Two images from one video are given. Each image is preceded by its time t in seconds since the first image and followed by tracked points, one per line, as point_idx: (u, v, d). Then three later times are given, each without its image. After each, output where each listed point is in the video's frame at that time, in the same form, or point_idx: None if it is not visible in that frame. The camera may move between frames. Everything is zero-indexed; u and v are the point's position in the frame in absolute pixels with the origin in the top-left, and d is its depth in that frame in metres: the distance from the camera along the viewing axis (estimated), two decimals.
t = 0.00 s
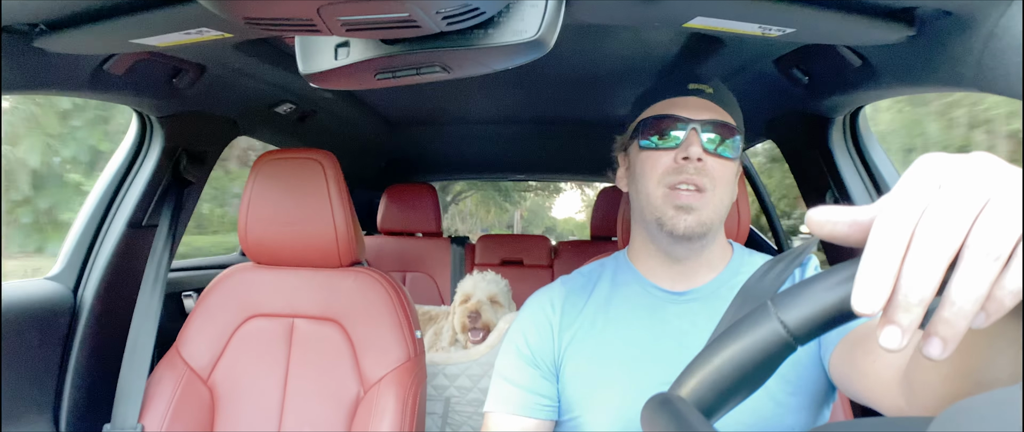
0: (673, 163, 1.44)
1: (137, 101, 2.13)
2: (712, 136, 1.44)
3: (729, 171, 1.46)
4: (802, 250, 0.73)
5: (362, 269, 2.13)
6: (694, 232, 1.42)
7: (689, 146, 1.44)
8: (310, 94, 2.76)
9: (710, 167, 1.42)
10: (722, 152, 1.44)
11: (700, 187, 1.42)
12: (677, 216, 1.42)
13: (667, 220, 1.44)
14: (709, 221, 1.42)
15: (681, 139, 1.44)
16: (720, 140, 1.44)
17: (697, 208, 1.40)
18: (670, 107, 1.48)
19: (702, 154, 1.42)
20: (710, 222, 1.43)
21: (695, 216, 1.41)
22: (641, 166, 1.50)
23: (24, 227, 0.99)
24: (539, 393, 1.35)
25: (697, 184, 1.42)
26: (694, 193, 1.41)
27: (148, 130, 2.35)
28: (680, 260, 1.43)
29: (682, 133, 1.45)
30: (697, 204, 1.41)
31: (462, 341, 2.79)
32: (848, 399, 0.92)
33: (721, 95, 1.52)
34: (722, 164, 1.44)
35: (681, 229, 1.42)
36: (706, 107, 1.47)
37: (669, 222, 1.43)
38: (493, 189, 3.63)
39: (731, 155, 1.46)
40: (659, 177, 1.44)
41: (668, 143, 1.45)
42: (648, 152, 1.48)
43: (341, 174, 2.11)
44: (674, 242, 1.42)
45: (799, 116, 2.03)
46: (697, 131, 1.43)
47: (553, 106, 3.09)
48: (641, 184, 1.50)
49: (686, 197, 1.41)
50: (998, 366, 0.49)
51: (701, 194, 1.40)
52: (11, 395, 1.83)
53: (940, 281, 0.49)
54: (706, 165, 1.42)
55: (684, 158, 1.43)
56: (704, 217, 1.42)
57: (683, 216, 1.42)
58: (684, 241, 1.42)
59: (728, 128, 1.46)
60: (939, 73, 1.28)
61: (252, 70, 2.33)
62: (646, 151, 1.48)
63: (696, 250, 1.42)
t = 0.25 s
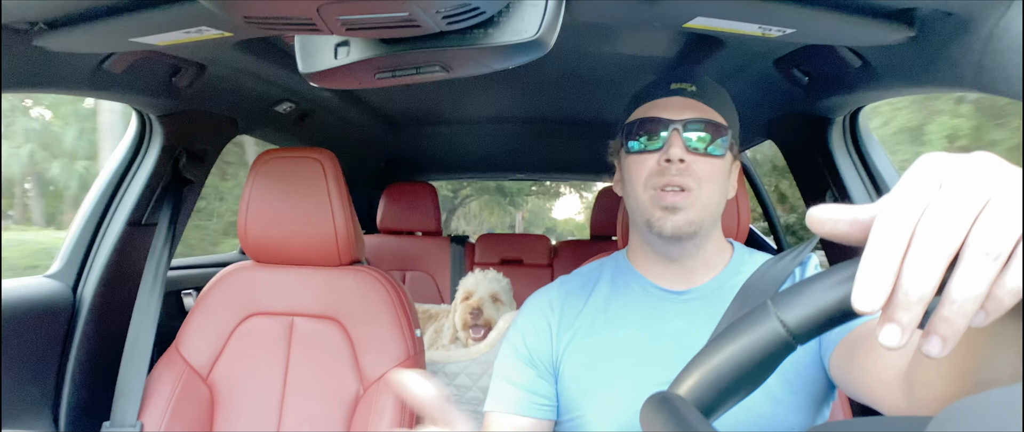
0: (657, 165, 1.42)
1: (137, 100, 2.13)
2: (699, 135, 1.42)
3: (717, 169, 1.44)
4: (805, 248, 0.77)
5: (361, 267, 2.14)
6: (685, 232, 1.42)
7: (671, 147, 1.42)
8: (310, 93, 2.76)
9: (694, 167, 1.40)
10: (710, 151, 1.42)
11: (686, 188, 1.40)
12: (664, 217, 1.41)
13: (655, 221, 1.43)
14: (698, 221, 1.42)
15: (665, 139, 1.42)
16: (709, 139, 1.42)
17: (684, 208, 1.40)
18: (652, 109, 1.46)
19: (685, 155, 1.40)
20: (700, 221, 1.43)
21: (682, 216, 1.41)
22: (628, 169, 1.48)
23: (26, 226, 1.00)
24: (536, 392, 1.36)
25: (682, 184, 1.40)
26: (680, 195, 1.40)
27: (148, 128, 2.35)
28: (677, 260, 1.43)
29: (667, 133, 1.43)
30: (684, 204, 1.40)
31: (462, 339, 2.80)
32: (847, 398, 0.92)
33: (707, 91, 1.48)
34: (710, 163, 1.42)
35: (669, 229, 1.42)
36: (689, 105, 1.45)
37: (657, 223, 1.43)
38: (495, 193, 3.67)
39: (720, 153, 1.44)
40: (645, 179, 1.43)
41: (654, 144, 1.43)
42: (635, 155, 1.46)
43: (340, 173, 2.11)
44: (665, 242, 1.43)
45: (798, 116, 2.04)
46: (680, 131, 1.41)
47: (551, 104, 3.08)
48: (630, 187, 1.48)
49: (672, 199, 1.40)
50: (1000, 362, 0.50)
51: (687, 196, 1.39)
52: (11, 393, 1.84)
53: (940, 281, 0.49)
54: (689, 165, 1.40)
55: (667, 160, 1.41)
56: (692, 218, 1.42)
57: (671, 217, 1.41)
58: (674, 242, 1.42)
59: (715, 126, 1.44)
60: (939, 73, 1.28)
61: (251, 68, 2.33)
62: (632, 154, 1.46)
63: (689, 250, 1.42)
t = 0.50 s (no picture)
0: (661, 167, 1.41)
1: (137, 99, 2.13)
2: (703, 137, 1.40)
3: (721, 171, 1.42)
4: (805, 247, 0.74)
5: (361, 266, 2.14)
6: (686, 236, 1.42)
7: (676, 150, 1.41)
8: (309, 92, 2.76)
9: (698, 171, 1.38)
10: (714, 152, 1.41)
11: (689, 192, 1.39)
12: (665, 221, 1.42)
13: (656, 224, 1.44)
14: (699, 225, 1.42)
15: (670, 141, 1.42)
16: (713, 140, 1.41)
17: (686, 213, 1.40)
18: (658, 109, 1.47)
19: (689, 159, 1.39)
20: (700, 225, 1.43)
21: (684, 220, 1.41)
22: (631, 169, 1.47)
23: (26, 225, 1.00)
24: (532, 390, 1.37)
25: (685, 189, 1.39)
26: (682, 199, 1.39)
27: (147, 127, 2.35)
28: (675, 261, 1.43)
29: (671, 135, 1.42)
30: (686, 209, 1.40)
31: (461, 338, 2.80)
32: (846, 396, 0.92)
33: (711, 93, 1.51)
34: (714, 165, 1.41)
35: (669, 232, 1.42)
36: (695, 107, 1.45)
37: (658, 226, 1.43)
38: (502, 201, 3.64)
39: (724, 155, 1.42)
40: (647, 182, 1.42)
41: (658, 144, 1.43)
42: (638, 155, 1.46)
43: (339, 171, 2.10)
44: (664, 245, 1.43)
45: (797, 115, 2.05)
46: (685, 133, 1.40)
47: (551, 103, 3.09)
48: (632, 186, 1.48)
49: (674, 203, 1.40)
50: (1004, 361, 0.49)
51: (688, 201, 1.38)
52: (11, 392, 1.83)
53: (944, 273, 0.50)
54: (693, 169, 1.39)
55: (671, 162, 1.40)
56: (694, 221, 1.42)
57: (671, 221, 1.42)
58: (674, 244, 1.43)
59: (720, 129, 1.42)
60: (938, 72, 1.28)
61: (251, 67, 2.33)
62: (635, 154, 1.46)
63: (689, 251, 1.43)
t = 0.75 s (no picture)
0: (667, 162, 1.43)
1: (132, 98, 2.12)
2: (706, 133, 1.44)
3: (722, 168, 1.46)
4: (802, 243, 0.72)
5: (359, 264, 2.14)
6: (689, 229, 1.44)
7: (683, 145, 1.43)
8: (305, 90, 2.75)
9: (704, 165, 1.42)
10: (717, 149, 1.44)
11: (695, 185, 1.41)
12: (671, 212, 1.43)
13: (661, 217, 1.46)
14: (702, 218, 1.43)
15: (677, 137, 1.44)
16: (716, 137, 1.44)
17: (691, 204, 1.41)
18: (663, 105, 1.47)
19: (696, 153, 1.42)
20: (703, 219, 1.45)
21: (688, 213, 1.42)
22: (636, 162, 1.50)
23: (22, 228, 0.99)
24: (532, 388, 1.38)
25: (691, 182, 1.41)
26: (688, 191, 1.40)
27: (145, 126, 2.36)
28: (676, 257, 1.45)
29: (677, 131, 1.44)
30: (692, 200, 1.40)
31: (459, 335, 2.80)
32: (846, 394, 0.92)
33: (716, 91, 1.53)
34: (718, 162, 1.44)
35: (674, 224, 1.44)
36: (699, 103, 1.47)
37: (663, 218, 1.45)
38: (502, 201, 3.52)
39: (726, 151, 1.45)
40: (653, 176, 1.44)
41: (663, 140, 1.45)
42: (643, 150, 1.48)
43: (336, 169, 2.11)
44: (668, 238, 1.45)
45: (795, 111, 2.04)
46: (691, 129, 1.43)
47: (547, 100, 3.08)
48: (636, 181, 1.50)
49: (680, 195, 1.41)
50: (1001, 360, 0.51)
51: (695, 192, 1.39)
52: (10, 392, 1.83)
53: (951, 262, 0.50)
54: (699, 163, 1.42)
55: (678, 157, 1.43)
56: (698, 214, 1.43)
57: (677, 212, 1.42)
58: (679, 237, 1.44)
59: (723, 127, 1.46)
60: (936, 68, 1.27)
61: (246, 65, 2.32)
62: (641, 148, 1.48)
63: (690, 246, 1.45)
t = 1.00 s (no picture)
0: (670, 165, 1.42)
1: (131, 99, 2.12)
2: (707, 135, 1.42)
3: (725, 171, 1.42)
4: (802, 243, 0.72)
5: (359, 265, 2.14)
6: (690, 234, 1.35)
7: (686, 148, 1.42)
8: (304, 91, 2.75)
9: (706, 169, 1.37)
10: (719, 151, 1.42)
11: (697, 189, 1.34)
12: (672, 216, 1.35)
13: (663, 220, 1.37)
14: (705, 222, 1.34)
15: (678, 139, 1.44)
16: (718, 139, 1.42)
17: (693, 209, 1.33)
18: (665, 106, 1.50)
19: (698, 157, 1.39)
20: (706, 223, 1.36)
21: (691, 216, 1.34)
22: (638, 166, 1.51)
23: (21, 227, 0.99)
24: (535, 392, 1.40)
25: (693, 185, 1.35)
26: (690, 195, 1.34)
27: (143, 126, 2.33)
28: (677, 259, 1.41)
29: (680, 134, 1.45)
30: (694, 205, 1.33)
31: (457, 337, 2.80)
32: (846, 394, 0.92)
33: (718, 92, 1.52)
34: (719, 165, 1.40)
35: (676, 228, 1.35)
36: (704, 107, 1.47)
37: (665, 222, 1.37)
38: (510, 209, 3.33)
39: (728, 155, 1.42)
40: (657, 179, 1.42)
41: (666, 141, 1.46)
42: (645, 151, 1.49)
43: (337, 171, 2.11)
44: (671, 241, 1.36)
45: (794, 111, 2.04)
46: (693, 132, 1.43)
47: (546, 101, 3.08)
48: (639, 185, 1.49)
49: (682, 198, 1.34)
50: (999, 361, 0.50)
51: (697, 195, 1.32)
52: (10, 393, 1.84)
53: (949, 268, 0.50)
54: (702, 167, 1.37)
55: (680, 160, 1.41)
56: (700, 219, 1.34)
57: (680, 216, 1.34)
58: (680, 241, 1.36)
59: (725, 130, 1.43)
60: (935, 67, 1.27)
61: (246, 66, 2.32)
62: (643, 150, 1.49)
63: (690, 250, 1.39)
